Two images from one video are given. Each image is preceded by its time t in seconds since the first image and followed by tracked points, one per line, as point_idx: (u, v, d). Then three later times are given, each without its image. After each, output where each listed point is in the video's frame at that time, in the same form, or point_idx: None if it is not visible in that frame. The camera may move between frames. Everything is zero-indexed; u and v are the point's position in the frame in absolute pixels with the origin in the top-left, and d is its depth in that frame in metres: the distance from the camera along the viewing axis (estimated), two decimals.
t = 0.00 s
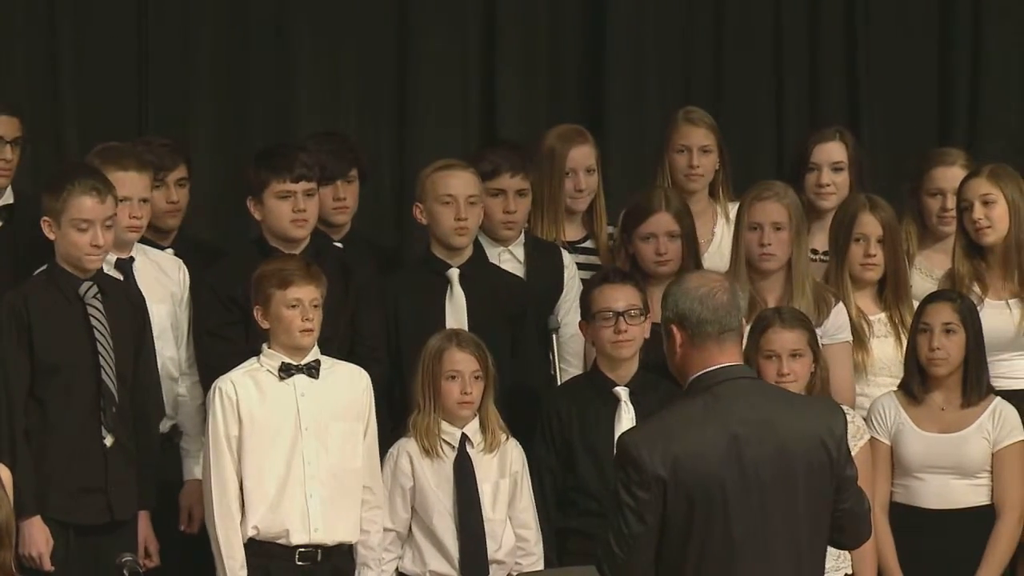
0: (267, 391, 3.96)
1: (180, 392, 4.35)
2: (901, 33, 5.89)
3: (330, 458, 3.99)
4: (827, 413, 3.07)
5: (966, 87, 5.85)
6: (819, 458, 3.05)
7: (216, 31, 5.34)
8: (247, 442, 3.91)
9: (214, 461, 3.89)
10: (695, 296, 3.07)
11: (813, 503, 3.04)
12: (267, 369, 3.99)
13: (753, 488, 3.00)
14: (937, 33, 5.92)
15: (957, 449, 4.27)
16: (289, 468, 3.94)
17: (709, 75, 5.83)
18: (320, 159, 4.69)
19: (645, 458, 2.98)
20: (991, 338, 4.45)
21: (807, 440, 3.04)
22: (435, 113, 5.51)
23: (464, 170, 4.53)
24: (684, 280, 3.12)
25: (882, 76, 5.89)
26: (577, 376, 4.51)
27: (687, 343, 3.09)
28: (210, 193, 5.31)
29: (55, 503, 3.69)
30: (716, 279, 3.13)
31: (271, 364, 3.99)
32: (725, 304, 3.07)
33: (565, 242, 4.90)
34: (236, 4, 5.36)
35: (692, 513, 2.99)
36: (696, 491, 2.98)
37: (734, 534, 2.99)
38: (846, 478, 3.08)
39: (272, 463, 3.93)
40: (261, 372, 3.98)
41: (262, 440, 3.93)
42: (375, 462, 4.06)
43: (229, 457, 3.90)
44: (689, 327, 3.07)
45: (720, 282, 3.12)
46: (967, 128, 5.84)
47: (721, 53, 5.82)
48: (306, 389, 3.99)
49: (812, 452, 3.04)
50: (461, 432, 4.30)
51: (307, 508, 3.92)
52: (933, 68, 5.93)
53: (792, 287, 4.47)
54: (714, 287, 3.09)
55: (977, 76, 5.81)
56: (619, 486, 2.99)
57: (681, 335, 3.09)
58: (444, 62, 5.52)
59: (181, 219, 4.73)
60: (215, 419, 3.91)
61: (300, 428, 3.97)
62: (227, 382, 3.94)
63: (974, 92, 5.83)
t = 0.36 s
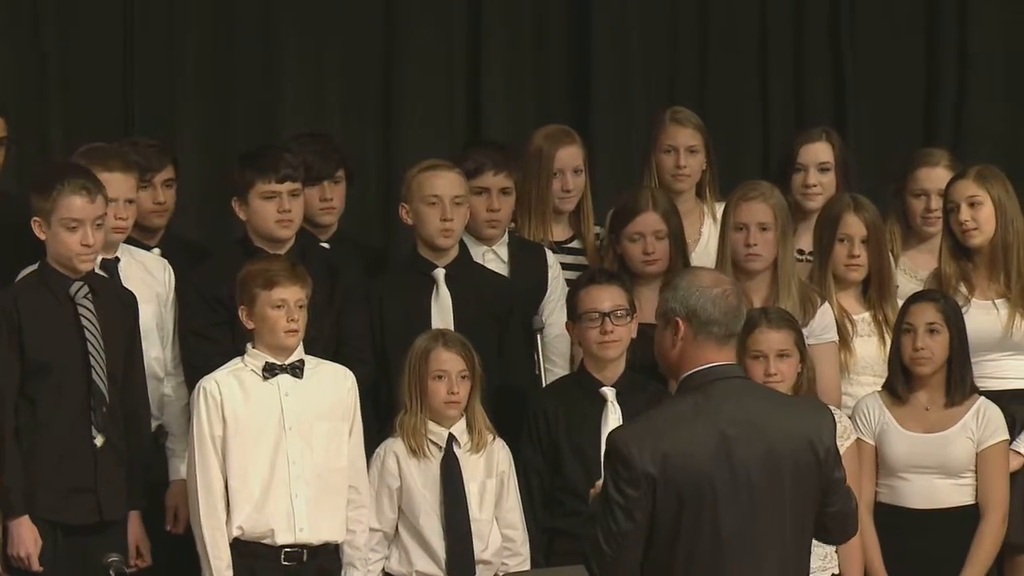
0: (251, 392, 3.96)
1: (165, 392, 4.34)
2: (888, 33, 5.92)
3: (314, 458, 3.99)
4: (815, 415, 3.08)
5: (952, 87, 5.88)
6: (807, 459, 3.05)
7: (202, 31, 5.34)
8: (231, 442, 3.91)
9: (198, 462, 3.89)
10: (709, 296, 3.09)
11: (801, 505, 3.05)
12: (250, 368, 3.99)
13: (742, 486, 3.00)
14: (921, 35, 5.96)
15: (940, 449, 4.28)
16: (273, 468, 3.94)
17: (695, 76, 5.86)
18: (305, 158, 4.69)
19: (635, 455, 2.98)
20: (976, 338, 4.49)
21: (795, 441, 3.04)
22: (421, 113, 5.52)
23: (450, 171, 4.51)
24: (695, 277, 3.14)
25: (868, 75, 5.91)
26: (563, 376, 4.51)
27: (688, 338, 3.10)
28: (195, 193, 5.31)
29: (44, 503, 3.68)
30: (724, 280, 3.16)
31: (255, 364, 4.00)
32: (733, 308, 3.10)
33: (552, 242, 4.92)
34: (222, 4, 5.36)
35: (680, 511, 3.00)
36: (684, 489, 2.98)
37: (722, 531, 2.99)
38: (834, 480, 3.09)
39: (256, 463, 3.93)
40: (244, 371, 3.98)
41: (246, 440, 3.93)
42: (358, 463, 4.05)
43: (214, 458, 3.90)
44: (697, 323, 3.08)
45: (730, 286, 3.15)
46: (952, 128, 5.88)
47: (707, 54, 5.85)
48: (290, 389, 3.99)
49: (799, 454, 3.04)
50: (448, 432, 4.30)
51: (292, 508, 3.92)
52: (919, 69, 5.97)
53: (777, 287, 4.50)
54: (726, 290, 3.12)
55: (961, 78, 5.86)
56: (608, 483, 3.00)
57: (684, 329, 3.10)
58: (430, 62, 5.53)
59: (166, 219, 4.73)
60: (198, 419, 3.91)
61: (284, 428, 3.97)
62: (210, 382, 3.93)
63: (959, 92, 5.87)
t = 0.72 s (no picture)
0: (241, 391, 3.96)
1: (155, 392, 4.32)
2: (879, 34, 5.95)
3: (306, 457, 3.99)
4: (817, 417, 3.09)
5: (942, 87, 5.91)
6: (807, 460, 3.06)
7: (194, 31, 5.34)
8: (223, 441, 3.91)
9: (190, 461, 3.88)
10: (720, 293, 3.09)
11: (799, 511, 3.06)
12: (240, 369, 3.99)
13: (742, 483, 3.02)
14: (912, 37, 5.97)
15: (931, 449, 4.30)
16: (265, 468, 3.94)
17: (687, 75, 5.87)
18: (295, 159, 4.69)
19: (638, 448, 3.00)
20: (968, 340, 4.50)
21: (795, 442, 3.05)
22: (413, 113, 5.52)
23: (441, 171, 4.50)
24: (706, 274, 3.13)
25: (859, 75, 5.94)
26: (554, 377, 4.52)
27: (697, 336, 3.10)
28: (185, 193, 5.31)
29: (39, 502, 3.69)
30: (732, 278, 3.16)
31: (245, 364, 3.99)
32: (741, 307, 3.11)
33: (542, 242, 4.93)
34: (213, 5, 5.36)
35: (679, 509, 3.01)
36: (683, 486, 3.00)
37: (720, 528, 3.00)
38: (833, 483, 3.09)
39: (248, 462, 3.93)
40: (234, 371, 3.98)
41: (239, 440, 3.93)
42: (351, 462, 4.07)
43: (206, 457, 3.90)
44: (705, 321, 3.08)
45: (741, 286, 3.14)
46: (944, 129, 5.90)
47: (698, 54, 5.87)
48: (280, 389, 3.99)
49: (799, 455, 3.05)
50: (439, 432, 4.30)
51: (284, 508, 3.92)
52: (910, 70, 6.00)
53: (768, 288, 4.51)
54: (736, 289, 3.12)
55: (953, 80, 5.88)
56: (610, 473, 3.02)
57: (693, 325, 3.10)
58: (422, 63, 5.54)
59: (158, 219, 4.72)
60: (188, 419, 3.91)
61: (276, 427, 3.97)
62: (200, 381, 3.94)
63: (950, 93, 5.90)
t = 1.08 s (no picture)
0: (231, 392, 3.96)
1: (145, 391, 4.31)
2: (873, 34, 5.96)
3: (296, 457, 3.99)
4: (815, 418, 3.10)
5: (934, 87, 5.92)
6: (803, 460, 3.07)
7: (185, 30, 5.33)
8: (213, 441, 3.91)
9: (180, 461, 3.88)
10: (710, 286, 3.09)
11: (794, 512, 3.07)
12: (231, 369, 3.99)
13: (738, 482, 3.03)
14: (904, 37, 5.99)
15: (920, 450, 4.31)
16: (256, 467, 3.94)
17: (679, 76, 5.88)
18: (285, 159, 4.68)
19: (633, 446, 3.00)
20: (960, 340, 4.52)
21: (791, 443, 3.06)
22: (405, 113, 5.52)
23: (431, 171, 4.50)
24: (706, 271, 3.13)
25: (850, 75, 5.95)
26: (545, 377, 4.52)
27: (692, 330, 3.10)
28: (176, 193, 5.31)
29: (31, 503, 3.70)
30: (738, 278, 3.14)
31: (235, 364, 3.99)
32: (738, 301, 3.08)
33: (532, 243, 4.94)
34: (204, 4, 5.36)
35: (674, 506, 3.02)
36: (678, 484, 3.01)
37: (716, 526, 3.01)
38: (831, 486, 3.10)
39: (239, 462, 3.93)
40: (225, 371, 3.98)
41: (229, 439, 3.93)
42: (340, 462, 4.06)
43: (196, 457, 3.89)
44: (697, 313, 3.08)
45: (740, 280, 3.13)
46: (935, 131, 5.92)
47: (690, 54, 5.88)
48: (270, 389, 3.99)
49: (795, 455, 3.06)
50: (429, 432, 4.29)
51: (275, 508, 3.92)
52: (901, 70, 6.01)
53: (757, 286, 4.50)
54: (731, 283, 3.10)
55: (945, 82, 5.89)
56: (606, 470, 3.02)
57: (687, 320, 3.10)
58: (413, 62, 5.53)
59: (148, 219, 4.72)
60: (179, 419, 3.90)
61: (266, 427, 3.96)
62: (191, 381, 3.93)
63: (941, 93, 5.91)
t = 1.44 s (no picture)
0: (218, 393, 3.95)
1: (133, 391, 4.30)
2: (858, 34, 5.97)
3: (284, 458, 3.98)
4: (812, 421, 3.10)
5: (921, 87, 5.93)
6: (800, 462, 3.07)
7: (173, 30, 5.33)
8: (200, 442, 3.90)
9: (167, 461, 3.88)
10: (707, 284, 3.11)
11: (788, 515, 3.07)
12: (218, 368, 3.98)
13: (732, 481, 3.03)
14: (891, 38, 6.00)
15: (908, 450, 4.32)
16: (243, 468, 3.93)
17: (666, 76, 5.89)
18: (273, 159, 4.67)
19: (629, 440, 3.02)
20: (945, 341, 4.53)
21: (788, 444, 3.06)
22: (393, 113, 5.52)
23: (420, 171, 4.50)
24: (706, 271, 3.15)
25: (837, 75, 5.96)
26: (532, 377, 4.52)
27: (688, 328, 3.13)
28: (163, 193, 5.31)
29: (18, 503, 3.70)
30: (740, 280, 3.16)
31: (223, 364, 3.98)
32: (735, 301, 3.10)
33: (520, 242, 4.95)
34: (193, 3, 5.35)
35: (669, 505, 3.03)
36: (672, 483, 3.02)
37: (709, 525, 3.02)
38: (825, 488, 3.11)
39: (226, 462, 3.92)
40: (213, 372, 3.97)
41: (216, 439, 3.92)
42: (328, 463, 4.06)
43: (183, 457, 3.89)
44: (693, 312, 3.10)
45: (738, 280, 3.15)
46: (922, 131, 5.93)
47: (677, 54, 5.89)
48: (257, 390, 3.98)
49: (791, 457, 3.06)
50: (416, 432, 4.29)
51: (261, 509, 3.91)
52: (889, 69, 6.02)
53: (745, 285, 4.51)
54: (728, 283, 3.13)
55: (933, 83, 5.90)
56: (601, 465, 3.04)
57: (684, 319, 3.13)
58: (401, 62, 5.53)
59: (135, 219, 4.71)
60: (165, 418, 3.90)
61: (254, 428, 3.96)
62: (178, 382, 3.92)
63: (929, 92, 5.92)
